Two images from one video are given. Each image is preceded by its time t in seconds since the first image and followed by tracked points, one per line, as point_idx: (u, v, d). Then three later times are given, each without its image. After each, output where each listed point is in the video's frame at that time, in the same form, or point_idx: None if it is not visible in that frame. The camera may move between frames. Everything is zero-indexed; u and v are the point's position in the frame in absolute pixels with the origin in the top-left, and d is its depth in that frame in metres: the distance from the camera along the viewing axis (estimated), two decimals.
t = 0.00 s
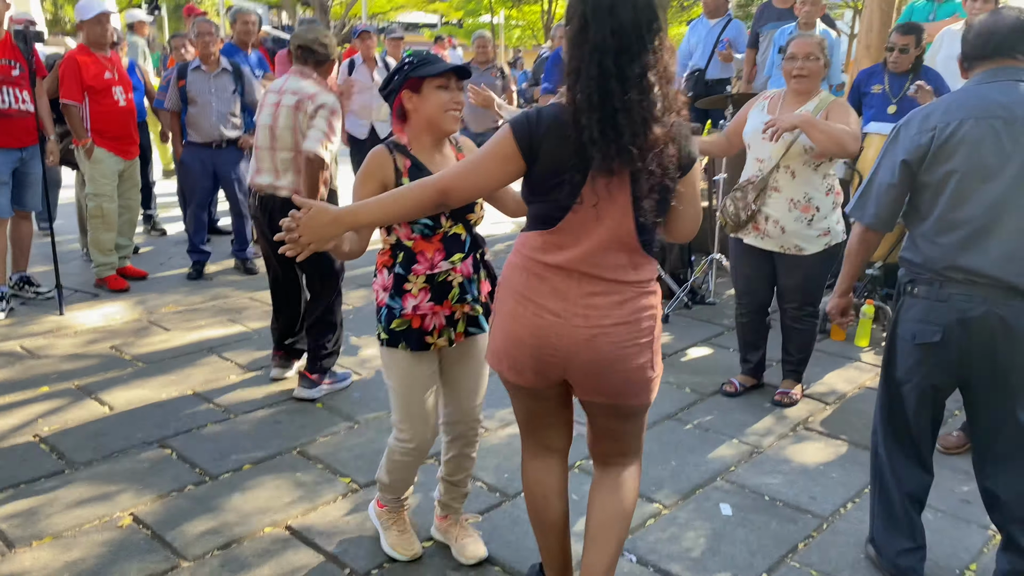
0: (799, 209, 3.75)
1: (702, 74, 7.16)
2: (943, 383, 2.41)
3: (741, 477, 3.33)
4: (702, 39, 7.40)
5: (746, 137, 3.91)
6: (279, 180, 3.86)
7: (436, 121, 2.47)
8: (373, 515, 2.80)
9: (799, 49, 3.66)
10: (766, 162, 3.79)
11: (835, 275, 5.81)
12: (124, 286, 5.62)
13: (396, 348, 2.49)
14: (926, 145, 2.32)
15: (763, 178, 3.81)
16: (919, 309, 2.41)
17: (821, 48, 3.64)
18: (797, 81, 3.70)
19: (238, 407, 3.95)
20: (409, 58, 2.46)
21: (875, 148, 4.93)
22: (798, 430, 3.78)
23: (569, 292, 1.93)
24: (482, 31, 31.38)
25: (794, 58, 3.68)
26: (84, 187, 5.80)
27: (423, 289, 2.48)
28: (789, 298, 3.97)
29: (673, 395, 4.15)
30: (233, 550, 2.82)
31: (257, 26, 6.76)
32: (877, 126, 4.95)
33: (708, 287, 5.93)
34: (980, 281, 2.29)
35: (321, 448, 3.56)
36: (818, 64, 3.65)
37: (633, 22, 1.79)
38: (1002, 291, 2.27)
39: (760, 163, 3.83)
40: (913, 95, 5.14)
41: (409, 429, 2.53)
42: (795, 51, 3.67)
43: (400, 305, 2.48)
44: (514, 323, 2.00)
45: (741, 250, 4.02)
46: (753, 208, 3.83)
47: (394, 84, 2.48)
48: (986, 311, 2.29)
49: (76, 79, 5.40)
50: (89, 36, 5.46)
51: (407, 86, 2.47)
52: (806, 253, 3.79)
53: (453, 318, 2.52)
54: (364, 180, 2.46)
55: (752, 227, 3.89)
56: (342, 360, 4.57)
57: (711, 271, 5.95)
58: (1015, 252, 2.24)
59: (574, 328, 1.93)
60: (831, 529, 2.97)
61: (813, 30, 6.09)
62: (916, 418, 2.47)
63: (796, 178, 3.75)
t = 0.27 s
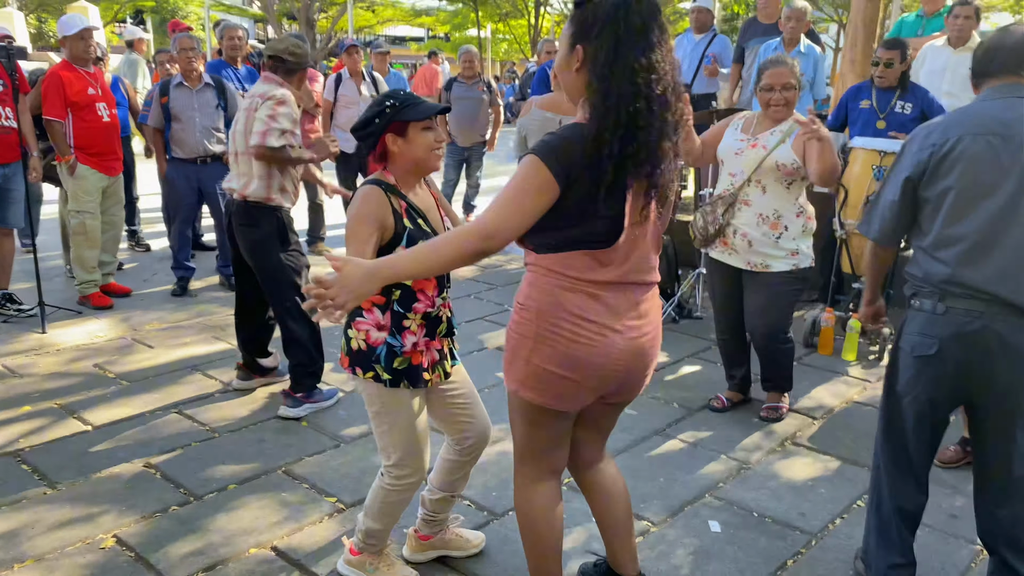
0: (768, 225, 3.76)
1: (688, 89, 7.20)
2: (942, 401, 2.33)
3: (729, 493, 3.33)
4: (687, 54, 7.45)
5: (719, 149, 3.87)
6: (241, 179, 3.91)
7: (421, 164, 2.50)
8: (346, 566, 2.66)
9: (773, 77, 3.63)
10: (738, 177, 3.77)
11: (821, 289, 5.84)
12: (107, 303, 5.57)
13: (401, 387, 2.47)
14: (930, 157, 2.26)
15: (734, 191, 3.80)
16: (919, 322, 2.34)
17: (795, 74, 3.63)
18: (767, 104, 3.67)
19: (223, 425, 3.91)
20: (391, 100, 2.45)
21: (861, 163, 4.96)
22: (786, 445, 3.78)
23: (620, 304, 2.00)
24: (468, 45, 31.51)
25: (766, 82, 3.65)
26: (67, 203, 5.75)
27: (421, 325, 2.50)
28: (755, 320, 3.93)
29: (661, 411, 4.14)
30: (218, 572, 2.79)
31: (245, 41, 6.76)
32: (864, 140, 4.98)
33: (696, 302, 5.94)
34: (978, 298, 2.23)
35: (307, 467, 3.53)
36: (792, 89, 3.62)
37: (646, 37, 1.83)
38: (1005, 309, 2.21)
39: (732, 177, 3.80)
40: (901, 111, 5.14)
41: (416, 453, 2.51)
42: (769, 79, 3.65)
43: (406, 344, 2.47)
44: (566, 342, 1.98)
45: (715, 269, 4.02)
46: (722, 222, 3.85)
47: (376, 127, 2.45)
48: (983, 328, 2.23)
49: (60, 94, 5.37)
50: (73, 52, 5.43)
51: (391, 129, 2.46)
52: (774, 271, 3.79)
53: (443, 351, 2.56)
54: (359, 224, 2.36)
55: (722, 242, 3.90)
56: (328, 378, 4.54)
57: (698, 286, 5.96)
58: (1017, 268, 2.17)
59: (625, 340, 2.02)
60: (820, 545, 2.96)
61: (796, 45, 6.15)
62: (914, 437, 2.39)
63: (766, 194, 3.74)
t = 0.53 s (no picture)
0: (770, 232, 3.77)
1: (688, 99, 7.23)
2: (987, 417, 2.34)
3: (729, 502, 3.33)
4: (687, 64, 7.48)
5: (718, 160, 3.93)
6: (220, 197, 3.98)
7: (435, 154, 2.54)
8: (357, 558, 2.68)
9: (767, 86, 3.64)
10: (738, 185, 3.82)
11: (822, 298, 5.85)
12: (109, 313, 5.59)
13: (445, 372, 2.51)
14: (974, 171, 2.30)
15: (735, 201, 3.83)
16: (960, 335, 2.36)
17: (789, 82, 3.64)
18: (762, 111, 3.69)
19: (224, 435, 3.92)
20: (407, 90, 2.47)
21: (859, 172, 4.96)
22: (787, 454, 3.79)
23: (657, 315, 2.12)
24: (468, 55, 31.63)
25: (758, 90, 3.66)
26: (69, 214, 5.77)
27: (458, 307, 2.58)
28: (749, 328, 3.88)
29: (662, 420, 4.14)
30: None
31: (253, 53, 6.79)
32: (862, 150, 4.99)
33: (696, 311, 5.95)
34: (1018, 311, 2.27)
35: (308, 476, 3.54)
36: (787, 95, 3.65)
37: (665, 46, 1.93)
38: None
39: (732, 186, 3.85)
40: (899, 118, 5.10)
41: (450, 453, 2.56)
42: (764, 93, 3.66)
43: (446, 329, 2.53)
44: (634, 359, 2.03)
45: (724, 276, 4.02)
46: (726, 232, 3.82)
47: (393, 116, 2.47)
48: None
49: (61, 105, 5.40)
50: (74, 64, 5.47)
51: (407, 120, 2.49)
52: (777, 278, 3.76)
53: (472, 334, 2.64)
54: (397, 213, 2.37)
55: (725, 253, 3.88)
56: (329, 386, 4.55)
57: (698, 295, 5.97)
58: None
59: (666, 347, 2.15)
60: (821, 554, 2.96)
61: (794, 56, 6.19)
62: (952, 451, 2.37)
63: (767, 201, 3.79)
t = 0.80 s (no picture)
0: (784, 243, 3.73)
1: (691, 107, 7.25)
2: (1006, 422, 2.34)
3: (736, 509, 3.32)
4: (691, 72, 7.51)
5: (724, 174, 3.89)
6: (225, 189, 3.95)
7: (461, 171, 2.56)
8: None
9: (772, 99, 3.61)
10: (747, 199, 3.79)
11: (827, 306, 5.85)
12: (114, 321, 5.60)
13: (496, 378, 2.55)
14: (993, 175, 2.29)
15: (745, 215, 3.80)
16: (978, 338, 2.37)
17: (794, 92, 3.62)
18: (768, 122, 3.66)
19: (229, 443, 3.92)
20: (433, 109, 2.47)
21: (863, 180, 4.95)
22: (793, 461, 3.78)
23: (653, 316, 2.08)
24: (471, 64, 31.75)
25: (763, 102, 3.65)
26: (74, 223, 5.79)
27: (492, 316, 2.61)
28: (766, 338, 3.87)
29: (668, 428, 4.14)
30: None
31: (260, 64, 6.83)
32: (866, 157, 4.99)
33: (701, 319, 5.94)
34: None
35: (313, 483, 3.53)
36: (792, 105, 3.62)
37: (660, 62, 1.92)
38: None
39: (741, 200, 3.82)
40: (898, 124, 5.22)
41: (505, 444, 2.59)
42: (769, 107, 3.63)
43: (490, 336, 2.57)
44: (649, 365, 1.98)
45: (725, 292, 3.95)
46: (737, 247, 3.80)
47: (420, 136, 2.48)
48: None
49: (65, 115, 5.43)
50: (79, 73, 5.50)
51: (433, 137, 2.49)
52: (795, 290, 3.73)
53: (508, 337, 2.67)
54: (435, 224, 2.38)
55: (738, 269, 3.84)
56: (334, 394, 4.55)
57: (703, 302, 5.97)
58: None
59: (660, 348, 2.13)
60: (828, 562, 2.95)
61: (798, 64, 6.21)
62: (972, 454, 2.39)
63: (779, 213, 3.75)
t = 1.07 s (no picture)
0: (788, 259, 3.70)
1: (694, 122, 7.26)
2: (1004, 436, 2.43)
3: (741, 527, 3.28)
4: (693, 87, 7.52)
5: (724, 189, 3.84)
6: (235, 226, 3.92)
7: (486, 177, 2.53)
8: None
9: (772, 112, 3.59)
10: (749, 214, 3.74)
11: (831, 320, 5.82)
12: (116, 338, 5.58)
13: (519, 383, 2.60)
14: (983, 193, 2.39)
15: (748, 230, 3.74)
16: (976, 352, 2.47)
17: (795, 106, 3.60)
18: (770, 136, 3.64)
19: (230, 460, 3.89)
20: (461, 112, 2.48)
21: (867, 194, 4.94)
22: (798, 478, 3.74)
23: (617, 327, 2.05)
24: (474, 81, 31.88)
25: (764, 117, 3.62)
26: (76, 239, 5.78)
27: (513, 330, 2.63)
28: (771, 353, 3.82)
29: (672, 444, 4.10)
30: None
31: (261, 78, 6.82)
32: (869, 171, 4.98)
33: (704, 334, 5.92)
34: None
35: (314, 502, 3.50)
36: (793, 119, 3.59)
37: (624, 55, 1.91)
38: None
39: (743, 215, 3.77)
40: (896, 139, 5.22)
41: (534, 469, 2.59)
42: (769, 119, 3.62)
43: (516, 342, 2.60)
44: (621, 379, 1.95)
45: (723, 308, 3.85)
46: (741, 263, 3.71)
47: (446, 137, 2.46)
48: None
49: (66, 132, 5.44)
50: (81, 90, 5.51)
51: (458, 139, 2.48)
52: (799, 306, 3.70)
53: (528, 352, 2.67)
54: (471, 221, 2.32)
55: (739, 285, 3.76)
56: (335, 411, 4.51)
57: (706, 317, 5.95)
58: None
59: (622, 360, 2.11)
60: None
61: (800, 78, 6.21)
62: (966, 465, 2.46)
63: (781, 228, 3.72)
